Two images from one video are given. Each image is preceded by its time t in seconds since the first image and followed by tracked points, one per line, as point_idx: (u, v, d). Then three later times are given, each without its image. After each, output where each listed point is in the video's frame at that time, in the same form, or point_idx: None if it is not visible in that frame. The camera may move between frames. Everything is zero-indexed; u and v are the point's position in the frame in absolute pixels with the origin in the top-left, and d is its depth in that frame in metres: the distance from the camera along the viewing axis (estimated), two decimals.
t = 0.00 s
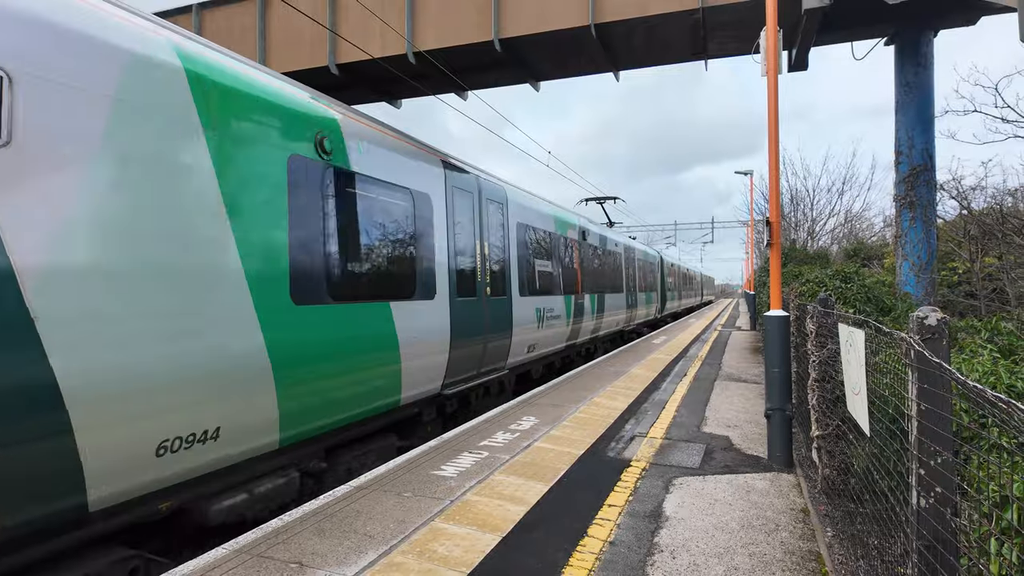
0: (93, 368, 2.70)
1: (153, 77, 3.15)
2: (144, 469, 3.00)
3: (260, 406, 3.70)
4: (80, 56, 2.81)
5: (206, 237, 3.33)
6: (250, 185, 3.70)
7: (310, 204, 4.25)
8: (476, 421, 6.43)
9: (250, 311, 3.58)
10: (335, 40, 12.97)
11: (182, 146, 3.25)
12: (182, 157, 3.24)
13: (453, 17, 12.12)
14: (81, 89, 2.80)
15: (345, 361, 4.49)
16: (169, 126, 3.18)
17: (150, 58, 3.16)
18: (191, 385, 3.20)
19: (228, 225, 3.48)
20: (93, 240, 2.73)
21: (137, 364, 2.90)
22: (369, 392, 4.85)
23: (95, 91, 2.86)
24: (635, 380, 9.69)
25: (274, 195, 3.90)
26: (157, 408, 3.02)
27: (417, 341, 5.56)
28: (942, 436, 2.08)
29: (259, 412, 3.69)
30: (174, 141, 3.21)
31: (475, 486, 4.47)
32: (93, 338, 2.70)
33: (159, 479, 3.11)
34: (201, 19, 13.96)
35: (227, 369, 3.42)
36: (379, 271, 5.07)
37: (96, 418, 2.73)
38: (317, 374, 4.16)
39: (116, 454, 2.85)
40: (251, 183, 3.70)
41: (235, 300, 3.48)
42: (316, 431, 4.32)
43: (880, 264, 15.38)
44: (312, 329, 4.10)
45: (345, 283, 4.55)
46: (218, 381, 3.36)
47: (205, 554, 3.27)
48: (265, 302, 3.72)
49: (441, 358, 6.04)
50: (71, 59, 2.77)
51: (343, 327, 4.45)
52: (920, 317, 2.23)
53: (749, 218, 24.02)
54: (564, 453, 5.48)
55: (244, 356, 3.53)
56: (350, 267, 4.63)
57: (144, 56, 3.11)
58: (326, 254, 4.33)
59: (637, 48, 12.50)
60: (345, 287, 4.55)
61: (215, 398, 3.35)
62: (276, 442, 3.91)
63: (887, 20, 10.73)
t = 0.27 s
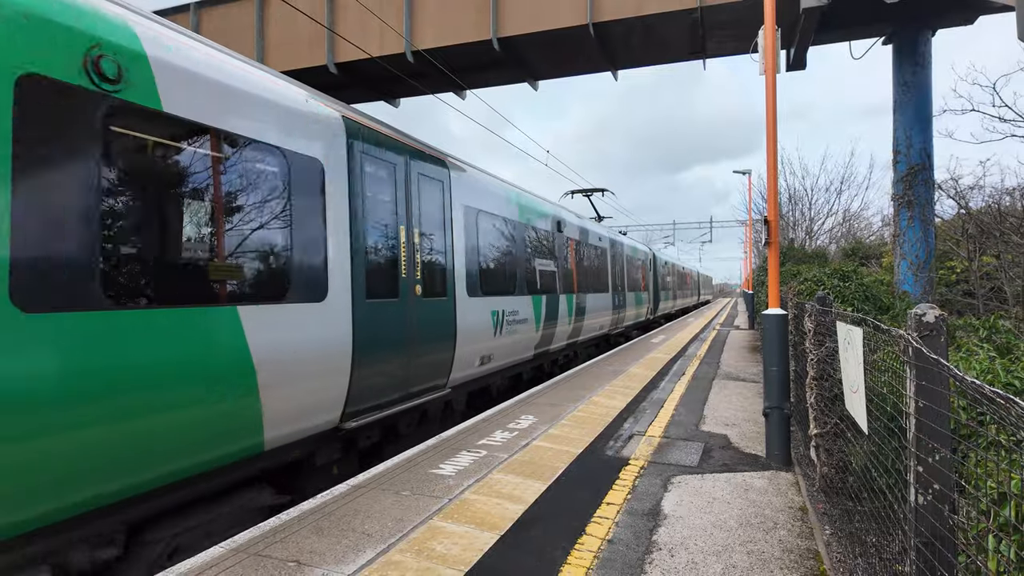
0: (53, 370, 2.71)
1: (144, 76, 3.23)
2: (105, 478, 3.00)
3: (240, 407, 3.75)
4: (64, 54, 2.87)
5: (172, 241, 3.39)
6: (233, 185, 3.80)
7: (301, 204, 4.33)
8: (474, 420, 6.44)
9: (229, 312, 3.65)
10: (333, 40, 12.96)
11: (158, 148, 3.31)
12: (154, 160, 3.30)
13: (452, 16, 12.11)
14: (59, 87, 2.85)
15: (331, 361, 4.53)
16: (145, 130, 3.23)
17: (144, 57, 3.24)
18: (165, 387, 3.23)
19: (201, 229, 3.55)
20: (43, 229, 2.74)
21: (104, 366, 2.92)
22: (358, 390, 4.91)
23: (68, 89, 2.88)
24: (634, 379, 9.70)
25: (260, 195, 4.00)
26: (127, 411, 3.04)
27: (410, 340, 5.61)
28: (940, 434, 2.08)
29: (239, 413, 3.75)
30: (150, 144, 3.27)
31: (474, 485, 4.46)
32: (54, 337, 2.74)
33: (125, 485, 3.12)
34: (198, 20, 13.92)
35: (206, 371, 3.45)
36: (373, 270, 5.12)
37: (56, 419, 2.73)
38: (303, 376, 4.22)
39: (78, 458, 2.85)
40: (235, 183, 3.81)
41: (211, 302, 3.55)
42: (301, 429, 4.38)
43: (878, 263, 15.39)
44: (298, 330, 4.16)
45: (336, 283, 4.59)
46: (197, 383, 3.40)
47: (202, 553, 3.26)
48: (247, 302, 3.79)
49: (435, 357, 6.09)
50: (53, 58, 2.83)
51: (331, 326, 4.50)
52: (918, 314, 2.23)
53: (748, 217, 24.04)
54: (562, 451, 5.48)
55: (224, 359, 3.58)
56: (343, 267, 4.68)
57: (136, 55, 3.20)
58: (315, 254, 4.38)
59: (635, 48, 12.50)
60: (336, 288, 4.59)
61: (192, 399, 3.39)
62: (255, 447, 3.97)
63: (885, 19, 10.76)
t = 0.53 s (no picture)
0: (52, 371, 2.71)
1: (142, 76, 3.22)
2: (96, 480, 3.01)
3: (239, 410, 3.75)
4: (61, 54, 2.86)
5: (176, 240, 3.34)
6: (233, 187, 3.77)
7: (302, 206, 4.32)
8: (473, 420, 6.43)
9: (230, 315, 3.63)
10: (332, 40, 12.93)
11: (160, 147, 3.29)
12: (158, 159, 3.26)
13: (450, 16, 12.10)
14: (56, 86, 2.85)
15: (328, 366, 4.50)
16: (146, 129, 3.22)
17: (143, 57, 3.24)
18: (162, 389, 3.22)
19: (204, 228, 3.52)
20: (43, 228, 2.79)
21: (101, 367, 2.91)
22: (356, 393, 4.90)
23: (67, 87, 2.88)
24: (633, 379, 9.70)
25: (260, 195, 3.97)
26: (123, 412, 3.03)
27: (410, 342, 5.61)
28: (937, 435, 2.08)
29: (238, 415, 3.75)
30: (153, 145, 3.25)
31: (472, 486, 4.45)
32: (56, 336, 2.74)
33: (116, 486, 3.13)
34: (197, 20, 13.93)
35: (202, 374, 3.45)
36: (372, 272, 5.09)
37: (52, 419, 2.73)
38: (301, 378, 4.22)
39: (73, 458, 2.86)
40: (235, 185, 3.78)
41: (213, 305, 3.52)
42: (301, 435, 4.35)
43: (877, 263, 15.37)
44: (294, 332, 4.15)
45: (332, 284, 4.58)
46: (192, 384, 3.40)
47: (199, 554, 3.25)
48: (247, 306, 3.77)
49: (435, 357, 6.09)
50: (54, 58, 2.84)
51: (329, 329, 4.49)
52: (918, 315, 2.23)
53: (747, 217, 24.06)
54: (561, 452, 5.47)
55: (222, 362, 3.57)
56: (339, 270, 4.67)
57: (135, 55, 3.19)
58: (312, 257, 4.37)
59: (634, 48, 12.50)
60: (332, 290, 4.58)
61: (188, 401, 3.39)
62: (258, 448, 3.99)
63: (883, 20, 10.77)
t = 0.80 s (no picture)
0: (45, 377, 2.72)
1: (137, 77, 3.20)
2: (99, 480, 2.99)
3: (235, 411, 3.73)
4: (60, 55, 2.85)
5: (173, 239, 3.34)
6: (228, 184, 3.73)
7: (298, 203, 4.30)
8: (472, 420, 6.42)
9: (224, 314, 3.62)
10: (330, 40, 12.90)
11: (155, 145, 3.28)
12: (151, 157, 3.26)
13: (449, 16, 12.08)
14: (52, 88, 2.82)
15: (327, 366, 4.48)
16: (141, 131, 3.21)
17: (138, 57, 3.21)
18: (157, 388, 3.22)
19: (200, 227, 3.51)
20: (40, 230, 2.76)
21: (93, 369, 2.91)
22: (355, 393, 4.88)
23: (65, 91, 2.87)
24: (631, 379, 9.69)
25: (258, 194, 3.96)
26: (118, 412, 3.02)
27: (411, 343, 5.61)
28: (935, 436, 2.07)
29: (233, 416, 3.72)
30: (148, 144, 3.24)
31: (469, 486, 4.44)
32: (51, 337, 2.75)
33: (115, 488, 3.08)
34: (194, 19, 13.86)
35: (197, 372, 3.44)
36: (369, 268, 5.07)
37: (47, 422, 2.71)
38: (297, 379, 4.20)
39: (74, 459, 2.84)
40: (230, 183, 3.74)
41: (207, 304, 3.50)
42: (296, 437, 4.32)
43: (875, 263, 15.39)
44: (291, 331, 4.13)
45: (330, 280, 4.57)
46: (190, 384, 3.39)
47: (195, 555, 3.24)
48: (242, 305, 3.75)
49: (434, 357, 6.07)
50: (47, 57, 2.80)
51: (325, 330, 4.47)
52: (915, 316, 2.22)
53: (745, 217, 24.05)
54: (559, 452, 5.45)
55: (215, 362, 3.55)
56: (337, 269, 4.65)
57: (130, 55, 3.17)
58: (307, 253, 4.34)
59: (632, 47, 12.49)
60: (330, 289, 4.56)
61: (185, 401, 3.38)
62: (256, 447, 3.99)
63: (881, 19, 10.77)
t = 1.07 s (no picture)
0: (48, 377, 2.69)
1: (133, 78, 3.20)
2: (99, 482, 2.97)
3: (238, 411, 3.71)
4: (54, 58, 2.85)
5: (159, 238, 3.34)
6: (223, 183, 3.74)
7: (298, 201, 4.31)
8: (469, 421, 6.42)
9: (225, 313, 3.63)
10: (327, 40, 12.88)
11: (148, 144, 3.28)
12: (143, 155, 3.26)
13: (446, 16, 12.07)
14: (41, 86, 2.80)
15: (326, 367, 4.49)
16: (134, 130, 3.21)
17: (134, 58, 3.21)
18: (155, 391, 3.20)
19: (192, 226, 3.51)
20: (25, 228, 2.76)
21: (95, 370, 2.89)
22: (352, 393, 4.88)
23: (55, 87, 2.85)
24: (629, 379, 9.70)
25: (255, 194, 3.95)
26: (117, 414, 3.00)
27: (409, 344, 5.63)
28: (931, 440, 2.07)
29: (236, 417, 3.71)
30: (140, 144, 3.24)
31: (466, 488, 4.44)
32: (50, 341, 2.72)
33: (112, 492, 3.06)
34: (191, 19, 13.84)
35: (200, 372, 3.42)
36: (367, 268, 5.07)
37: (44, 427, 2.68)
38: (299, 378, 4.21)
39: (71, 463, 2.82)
40: (226, 183, 3.74)
41: (204, 305, 3.50)
42: (295, 439, 4.31)
43: (873, 264, 15.42)
44: (293, 329, 4.14)
45: (328, 280, 4.58)
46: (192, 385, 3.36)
47: (191, 558, 3.23)
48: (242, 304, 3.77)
49: (432, 358, 6.07)
50: (40, 59, 2.80)
51: (326, 330, 4.48)
52: (911, 319, 2.22)
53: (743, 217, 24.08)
54: (556, 454, 5.45)
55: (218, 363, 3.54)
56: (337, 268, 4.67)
57: (126, 56, 3.17)
58: (305, 254, 4.34)
59: (630, 48, 12.49)
60: (329, 288, 4.58)
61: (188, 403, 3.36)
62: (260, 446, 3.97)
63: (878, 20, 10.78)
